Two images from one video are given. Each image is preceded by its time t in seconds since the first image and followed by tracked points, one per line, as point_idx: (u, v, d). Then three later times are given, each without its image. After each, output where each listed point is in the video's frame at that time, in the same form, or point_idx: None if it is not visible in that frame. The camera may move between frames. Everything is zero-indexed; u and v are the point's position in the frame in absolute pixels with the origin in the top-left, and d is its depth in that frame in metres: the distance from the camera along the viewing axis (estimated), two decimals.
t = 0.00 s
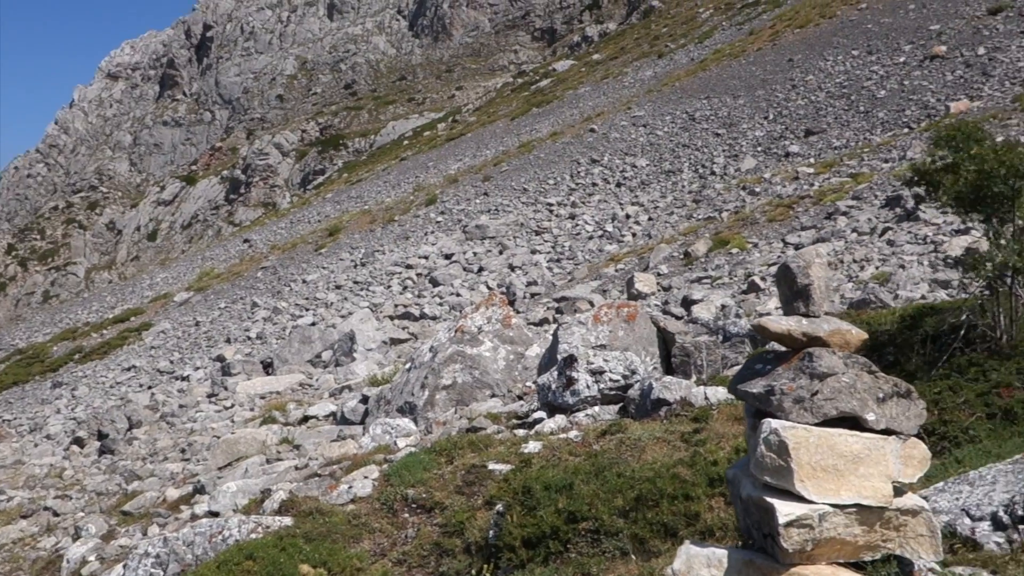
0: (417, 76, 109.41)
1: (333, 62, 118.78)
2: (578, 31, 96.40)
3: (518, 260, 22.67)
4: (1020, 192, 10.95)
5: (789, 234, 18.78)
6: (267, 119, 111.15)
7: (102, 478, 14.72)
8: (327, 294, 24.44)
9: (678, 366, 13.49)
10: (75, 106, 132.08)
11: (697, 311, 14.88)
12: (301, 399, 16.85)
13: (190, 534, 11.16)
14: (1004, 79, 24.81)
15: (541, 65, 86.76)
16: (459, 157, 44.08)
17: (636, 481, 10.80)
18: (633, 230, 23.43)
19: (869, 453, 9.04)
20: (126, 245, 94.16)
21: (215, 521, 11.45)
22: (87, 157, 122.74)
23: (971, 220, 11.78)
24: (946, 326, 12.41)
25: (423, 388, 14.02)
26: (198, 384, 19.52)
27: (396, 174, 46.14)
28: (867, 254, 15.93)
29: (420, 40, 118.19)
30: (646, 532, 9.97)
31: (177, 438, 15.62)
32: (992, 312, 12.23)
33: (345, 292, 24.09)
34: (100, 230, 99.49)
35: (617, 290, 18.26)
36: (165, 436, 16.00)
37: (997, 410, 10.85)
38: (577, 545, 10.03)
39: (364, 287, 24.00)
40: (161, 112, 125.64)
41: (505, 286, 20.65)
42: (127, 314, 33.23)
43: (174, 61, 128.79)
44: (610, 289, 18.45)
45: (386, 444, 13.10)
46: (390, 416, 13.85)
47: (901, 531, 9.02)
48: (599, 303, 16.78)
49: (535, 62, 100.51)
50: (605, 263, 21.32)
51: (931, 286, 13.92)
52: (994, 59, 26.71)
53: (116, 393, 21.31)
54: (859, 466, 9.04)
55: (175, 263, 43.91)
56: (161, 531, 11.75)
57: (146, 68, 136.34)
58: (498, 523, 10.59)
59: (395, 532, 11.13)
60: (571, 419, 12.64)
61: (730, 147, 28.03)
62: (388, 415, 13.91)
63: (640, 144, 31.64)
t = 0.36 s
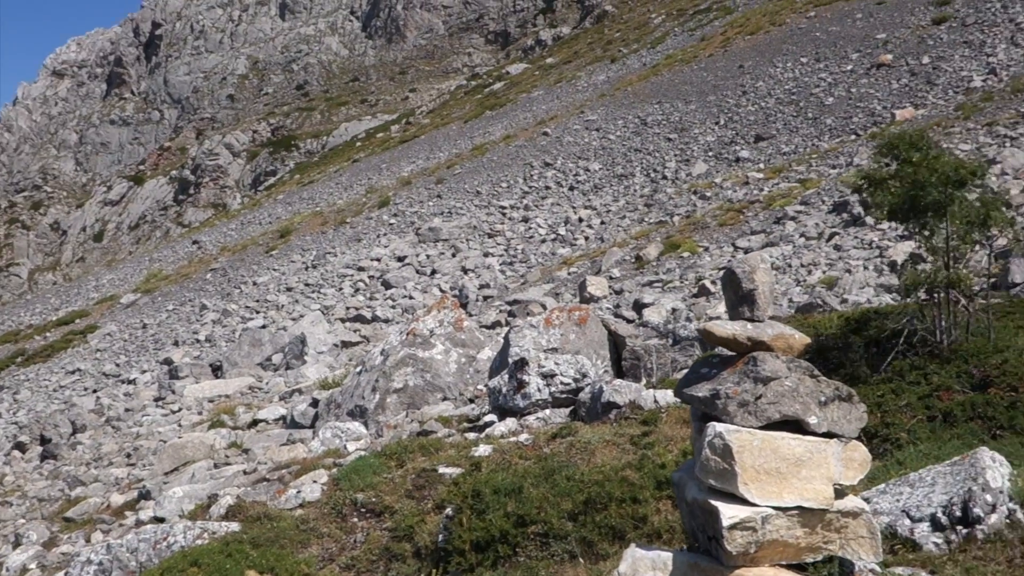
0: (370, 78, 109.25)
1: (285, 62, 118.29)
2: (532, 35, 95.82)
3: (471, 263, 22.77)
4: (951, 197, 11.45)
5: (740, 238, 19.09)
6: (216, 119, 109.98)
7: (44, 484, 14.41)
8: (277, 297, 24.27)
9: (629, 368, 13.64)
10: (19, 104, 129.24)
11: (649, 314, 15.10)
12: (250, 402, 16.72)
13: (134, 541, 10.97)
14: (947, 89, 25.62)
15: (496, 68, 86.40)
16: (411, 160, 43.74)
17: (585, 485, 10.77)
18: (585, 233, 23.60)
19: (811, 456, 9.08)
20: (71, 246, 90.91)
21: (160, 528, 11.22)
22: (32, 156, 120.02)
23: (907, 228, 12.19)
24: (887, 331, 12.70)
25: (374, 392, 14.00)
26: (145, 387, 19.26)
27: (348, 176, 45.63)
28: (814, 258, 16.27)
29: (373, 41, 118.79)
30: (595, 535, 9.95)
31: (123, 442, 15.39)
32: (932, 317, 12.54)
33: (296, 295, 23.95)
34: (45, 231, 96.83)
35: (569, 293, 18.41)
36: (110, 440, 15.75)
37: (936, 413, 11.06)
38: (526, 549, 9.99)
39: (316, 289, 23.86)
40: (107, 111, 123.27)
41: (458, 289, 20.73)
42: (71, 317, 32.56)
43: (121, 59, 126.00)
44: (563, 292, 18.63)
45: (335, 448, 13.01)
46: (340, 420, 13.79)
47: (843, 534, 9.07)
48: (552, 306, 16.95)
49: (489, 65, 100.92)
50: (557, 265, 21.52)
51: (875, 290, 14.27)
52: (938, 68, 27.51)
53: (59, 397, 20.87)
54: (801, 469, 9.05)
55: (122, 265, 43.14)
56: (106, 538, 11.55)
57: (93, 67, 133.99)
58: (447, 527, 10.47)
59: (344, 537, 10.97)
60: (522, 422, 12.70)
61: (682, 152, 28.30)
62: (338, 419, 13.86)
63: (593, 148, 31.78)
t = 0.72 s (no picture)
0: (326, 83, 108.97)
1: (240, 66, 118.41)
2: (488, 43, 96.36)
3: (427, 270, 22.87)
4: (908, 212, 11.58)
5: (693, 246, 19.37)
6: (167, 122, 108.27)
7: None
8: (230, 303, 24.05)
9: (583, 376, 13.75)
10: None
11: (604, 321, 15.31)
12: (201, 410, 16.59)
13: (80, 553, 10.75)
14: (896, 101, 26.14)
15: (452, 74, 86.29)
16: (366, 166, 43.35)
17: (538, 494, 10.73)
18: (541, 241, 23.79)
19: (759, 464, 9.14)
20: (18, 250, 84.48)
21: (107, 539, 11.01)
22: None
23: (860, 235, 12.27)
24: (837, 340, 12.93)
25: (328, 400, 13.98)
26: (93, 395, 18.98)
27: (302, 182, 45.14)
28: (766, 267, 16.60)
29: (329, 47, 119.23)
30: (547, 544, 9.90)
31: (69, 452, 15.14)
32: (879, 325, 12.81)
33: (249, 301, 23.75)
34: None
35: (525, 300, 18.53)
36: (56, 449, 15.48)
37: (883, 420, 11.24)
38: (478, 558, 9.89)
39: (269, 295, 23.72)
40: (56, 113, 120.69)
41: (414, 296, 20.81)
42: (14, 323, 31.67)
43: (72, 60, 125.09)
44: (519, 299, 18.79)
45: (287, 457, 12.91)
46: (293, 429, 13.72)
47: (790, 541, 9.15)
48: (507, 313, 17.12)
49: (446, 71, 101.18)
50: (513, 273, 21.69)
51: (825, 298, 14.62)
52: (887, 80, 27.98)
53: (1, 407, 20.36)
54: (749, 478, 9.11)
55: (69, 271, 42.31)
56: (51, 550, 11.30)
57: (41, 68, 131.25)
58: (400, 537, 10.33)
59: (296, 548, 10.74)
60: (476, 430, 12.73)
61: (637, 161, 28.58)
62: (291, 428, 13.81)
63: (549, 155, 31.91)
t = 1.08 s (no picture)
0: (288, 97, 108.44)
1: (199, 79, 116.66)
2: (450, 57, 96.78)
3: (388, 285, 22.87)
4: (850, 228, 11.90)
5: (654, 261, 19.57)
6: (126, 135, 106.86)
7: None
8: (189, 318, 23.85)
9: (545, 392, 13.83)
10: None
11: (566, 335, 15.43)
12: (159, 427, 16.42)
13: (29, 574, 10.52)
14: (853, 118, 26.60)
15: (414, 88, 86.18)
16: (327, 180, 43.10)
17: (498, 511, 10.64)
18: (503, 255, 23.90)
19: (715, 480, 9.15)
20: None
21: (59, 561, 10.75)
22: None
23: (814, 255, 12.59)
24: (793, 354, 13.12)
25: (287, 416, 13.94)
26: (47, 412, 18.72)
27: (263, 196, 44.78)
28: (726, 281, 16.84)
29: (289, 60, 118.95)
30: (506, 561, 9.76)
31: (21, 470, 14.92)
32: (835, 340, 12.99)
33: (208, 316, 23.57)
34: None
35: (487, 315, 18.63)
36: (7, 468, 15.24)
37: (839, 434, 11.34)
38: None
39: (229, 310, 23.58)
40: (12, 124, 118.89)
41: (375, 311, 20.82)
42: None
43: (27, 72, 124.48)
44: (481, 314, 18.89)
45: (246, 474, 12.80)
46: (252, 445, 13.65)
47: (746, 557, 9.15)
48: (469, 328, 17.22)
49: (408, 85, 100.93)
50: (475, 287, 21.77)
51: (783, 313, 14.86)
52: (844, 98, 28.47)
53: None
54: (705, 494, 9.11)
55: (24, 286, 41.59)
56: None
57: None
58: (359, 555, 10.12)
59: (254, 567, 10.39)
60: (436, 446, 12.73)
61: (598, 176, 28.78)
62: (250, 444, 13.74)
63: (511, 170, 32.02)
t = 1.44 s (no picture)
0: (251, 115, 108.08)
1: (161, 97, 116.00)
2: (415, 75, 97.40)
3: (353, 303, 22.83)
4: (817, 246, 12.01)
5: (619, 278, 19.74)
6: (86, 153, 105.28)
7: None
8: (150, 338, 23.61)
9: (509, 411, 13.92)
10: None
11: (531, 353, 15.52)
12: (119, 450, 16.23)
13: None
14: (813, 136, 27.05)
15: (379, 106, 86.45)
16: (291, 199, 42.79)
17: (461, 531, 10.62)
18: (469, 273, 23.96)
19: (675, 499, 9.19)
20: None
21: None
22: None
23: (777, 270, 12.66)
24: (755, 372, 13.30)
25: (250, 437, 13.87)
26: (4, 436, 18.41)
27: (227, 214, 44.35)
28: (690, 298, 17.04)
29: (254, 78, 119.12)
30: None
31: None
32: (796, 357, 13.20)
33: (170, 336, 23.34)
34: None
35: (452, 333, 18.66)
36: None
37: (800, 449, 11.48)
38: None
39: (192, 330, 23.40)
40: None
41: (340, 330, 20.80)
42: None
43: None
44: (446, 332, 18.93)
45: (207, 497, 12.69)
46: (214, 468, 13.56)
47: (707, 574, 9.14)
48: (434, 347, 17.28)
49: (372, 103, 100.97)
50: (441, 305, 21.83)
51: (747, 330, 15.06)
52: (804, 116, 28.97)
53: None
54: (665, 513, 9.13)
55: None
56: None
57: None
58: None
59: None
60: (400, 466, 12.73)
61: (563, 194, 28.95)
62: (212, 467, 13.65)
63: (476, 188, 32.07)
